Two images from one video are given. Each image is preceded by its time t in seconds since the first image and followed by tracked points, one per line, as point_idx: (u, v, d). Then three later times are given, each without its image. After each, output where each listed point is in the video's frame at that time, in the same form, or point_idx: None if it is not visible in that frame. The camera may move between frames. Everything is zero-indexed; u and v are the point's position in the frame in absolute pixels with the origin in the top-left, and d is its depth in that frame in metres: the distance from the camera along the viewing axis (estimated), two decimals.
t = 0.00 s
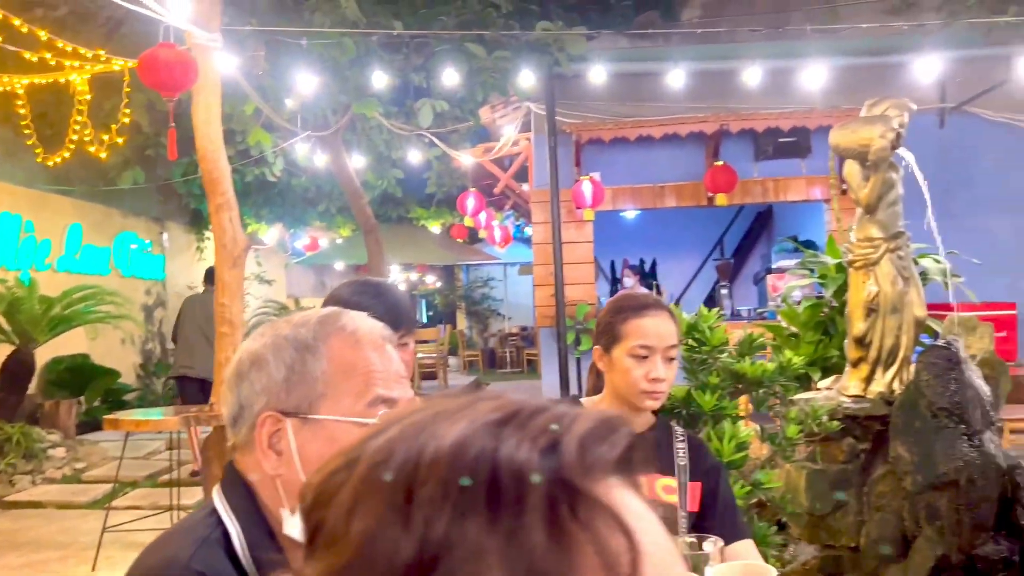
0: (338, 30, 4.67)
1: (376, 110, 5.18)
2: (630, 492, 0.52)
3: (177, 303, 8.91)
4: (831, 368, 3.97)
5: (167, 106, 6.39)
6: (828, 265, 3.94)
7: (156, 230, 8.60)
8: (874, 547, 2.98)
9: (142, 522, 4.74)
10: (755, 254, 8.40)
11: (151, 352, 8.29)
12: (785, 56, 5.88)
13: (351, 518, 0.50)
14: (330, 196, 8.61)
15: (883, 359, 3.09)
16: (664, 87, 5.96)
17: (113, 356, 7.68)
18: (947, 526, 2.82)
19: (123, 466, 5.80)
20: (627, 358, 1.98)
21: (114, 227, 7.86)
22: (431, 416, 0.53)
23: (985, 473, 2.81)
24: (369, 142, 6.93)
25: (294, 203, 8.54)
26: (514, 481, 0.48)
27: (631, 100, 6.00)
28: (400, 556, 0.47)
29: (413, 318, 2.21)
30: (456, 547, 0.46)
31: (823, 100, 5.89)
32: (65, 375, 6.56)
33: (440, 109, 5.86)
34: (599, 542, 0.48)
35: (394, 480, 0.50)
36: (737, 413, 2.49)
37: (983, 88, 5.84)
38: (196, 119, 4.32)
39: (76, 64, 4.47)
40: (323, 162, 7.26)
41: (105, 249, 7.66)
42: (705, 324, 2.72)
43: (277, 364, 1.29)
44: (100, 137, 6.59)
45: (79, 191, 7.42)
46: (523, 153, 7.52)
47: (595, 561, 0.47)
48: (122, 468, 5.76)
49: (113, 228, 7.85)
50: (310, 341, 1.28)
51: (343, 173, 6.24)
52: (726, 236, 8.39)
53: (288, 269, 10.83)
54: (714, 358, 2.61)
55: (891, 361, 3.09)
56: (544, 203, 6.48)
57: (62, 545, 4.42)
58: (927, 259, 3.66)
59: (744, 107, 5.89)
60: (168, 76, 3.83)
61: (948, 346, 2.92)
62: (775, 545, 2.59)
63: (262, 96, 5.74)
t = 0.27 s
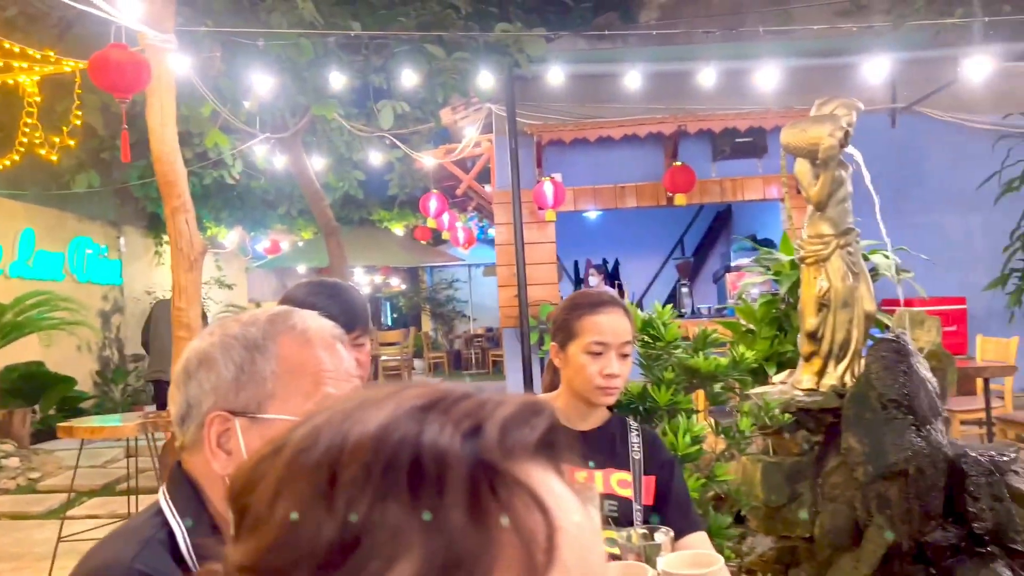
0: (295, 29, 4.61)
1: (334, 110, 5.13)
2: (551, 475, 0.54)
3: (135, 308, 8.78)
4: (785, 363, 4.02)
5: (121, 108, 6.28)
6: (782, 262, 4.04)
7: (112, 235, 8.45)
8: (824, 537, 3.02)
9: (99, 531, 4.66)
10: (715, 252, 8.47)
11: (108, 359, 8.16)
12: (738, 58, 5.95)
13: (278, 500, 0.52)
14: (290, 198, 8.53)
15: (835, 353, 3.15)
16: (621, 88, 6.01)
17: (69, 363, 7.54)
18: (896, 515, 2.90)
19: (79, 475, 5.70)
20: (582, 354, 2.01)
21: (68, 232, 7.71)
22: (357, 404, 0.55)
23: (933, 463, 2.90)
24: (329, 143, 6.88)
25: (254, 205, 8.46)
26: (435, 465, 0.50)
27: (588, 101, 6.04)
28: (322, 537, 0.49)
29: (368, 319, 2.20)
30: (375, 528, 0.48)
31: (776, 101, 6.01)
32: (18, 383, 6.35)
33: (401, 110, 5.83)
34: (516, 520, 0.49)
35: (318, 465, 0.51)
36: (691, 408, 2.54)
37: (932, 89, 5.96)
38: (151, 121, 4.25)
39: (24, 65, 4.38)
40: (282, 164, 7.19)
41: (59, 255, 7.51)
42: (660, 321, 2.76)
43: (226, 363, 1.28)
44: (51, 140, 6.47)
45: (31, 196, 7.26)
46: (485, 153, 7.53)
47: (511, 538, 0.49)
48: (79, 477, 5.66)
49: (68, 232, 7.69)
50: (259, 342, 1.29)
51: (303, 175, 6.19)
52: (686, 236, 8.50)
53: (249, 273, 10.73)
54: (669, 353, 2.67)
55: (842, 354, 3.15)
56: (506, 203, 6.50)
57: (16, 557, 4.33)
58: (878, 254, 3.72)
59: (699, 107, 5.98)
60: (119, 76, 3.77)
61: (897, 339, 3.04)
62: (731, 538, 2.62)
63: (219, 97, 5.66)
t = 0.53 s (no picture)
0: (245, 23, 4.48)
1: (287, 106, 5.04)
2: (457, 462, 0.55)
3: (87, 310, 8.58)
4: (739, 354, 4.09)
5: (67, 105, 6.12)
6: (734, 254, 4.10)
7: (62, 234, 8.24)
8: (775, 523, 3.10)
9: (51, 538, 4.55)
10: (673, 246, 8.53)
11: (60, 362, 7.96)
12: (691, 53, 6.06)
13: (185, 486, 0.51)
14: (245, 196, 8.41)
15: (784, 343, 3.20)
16: (576, 84, 6.04)
17: (18, 367, 7.34)
18: (844, 500, 2.98)
19: (29, 482, 5.56)
20: (528, 346, 2.02)
21: (15, 233, 7.49)
22: (268, 392, 0.54)
23: (879, 448, 2.95)
24: (284, 139, 6.77)
25: (209, 203, 8.33)
26: (338, 453, 0.50)
27: (543, 97, 6.05)
28: (227, 522, 0.49)
29: (316, 316, 2.19)
30: (278, 514, 0.48)
31: (728, 96, 6.13)
32: None
33: (357, 106, 5.75)
34: (418, 507, 0.50)
35: (222, 451, 0.51)
36: (641, 399, 2.59)
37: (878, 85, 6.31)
38: (98, 118, 4.15)
39: None
40: (236, 161, 7.08)
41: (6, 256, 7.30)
42: (610, 313, 2.78)
43: (169, 359, 1.25)
44: None
45: None
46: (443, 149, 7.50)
47: (411, 525, 0.50)
48: (29, 483, 5.52)
49: (15, 233, 7.48)
50: (202, 338, 1.28)
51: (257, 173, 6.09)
52: (644, 230, 8.58)
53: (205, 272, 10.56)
54: (620, 345, 2.70)
55: (791, 344, 3.20)
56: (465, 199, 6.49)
57: None
58: (827, 246, 3.78)
59: (652, 102, 6.05)
60: (62, 71, 3.67)
61: (842, 328, 3.10)
62: (682, 527, 2.68)
63: (168, 93, 5.53)
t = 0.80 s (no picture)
0: (191, 13, 4.37)
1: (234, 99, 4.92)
2: (353, 441, 0.57)
3: (32, 308, 8.34)
4: (689, 341, 4.16)
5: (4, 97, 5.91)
6: (683, 243, 4.16)
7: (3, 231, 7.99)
8: (722, 506, 3.17)
9: None
10: (628, 237, 8.60)
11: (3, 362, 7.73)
12: (638, 44, 6.05)
13: (74, 467, 0.49)
14: (195, 190, 8.25)
15: (730, 329, 3.27)
16: (526, 76, 6.09)
17: None
18: (788, 482, 3.03)
19: None
20: (466, 336, 2.02)
21: None
22: (163, 372, 0.53)
23: (821, 431, 2.99)
24: (233, 133, 6.63)
25: (156, 198, 8.15)
26: (234, 429, 0.49)
27: (493, 89, 6.08)
28: (118, 500, 0.47)
29: (258, 309, 2.15)
30: (170, 491, 0.47)
31: (679, 86, 6.30)
32: None
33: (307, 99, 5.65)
34: (315, 484, 0.51)
35: (113, 431, 0.49)
36: (588, 385, 2.63)
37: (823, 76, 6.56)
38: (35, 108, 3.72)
39: None
40: (184, 154, 6.93)
41: None
42: (557, 301, 2.78)
43: (96, 350, 1.23)
44: None
45: None
46: (396, 141, 7.46)
47: (308, 500, 0.50)
48: None
49: None
50: (131, 329, 1.26)
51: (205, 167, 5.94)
52: (600, 222, 8.63)
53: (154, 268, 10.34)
54: (567, 334, 2.72)
55: (736, 330, 3.26)
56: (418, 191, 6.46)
57: None
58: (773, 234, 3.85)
59: (604, 94, 6.16)
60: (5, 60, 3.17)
61: (786, 313, 3.14)
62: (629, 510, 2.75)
63: (110, 85, 5.37)
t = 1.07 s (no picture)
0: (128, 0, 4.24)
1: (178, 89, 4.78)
2: (238, 422, 0.58)
3: None
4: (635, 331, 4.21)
5: None
6: (629, 234, 4.22)
7: None
8: (666, 491, 3.24)
9: None
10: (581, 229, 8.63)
11: None
12: (583, 37, 6.14)
13: None
14: (139, 182, 8.06)
15: (673, 317, 3.35)
16: (475, 66, 6.07)
17: None
18: (730, 467, 3.09)
19: None
20: (398, 326, 1.98)
21: None
22: (42, 356, 0.53)
23: (760, 416, 3.06)
24: (177, 124, 6.47)
25: (99, 190, 7.94)
26: (113, 410, 0.49)
27: (442, 79, 6.03)
28: None
29: (193, 300, 2.12)
30: (46, 473, 0.47)
31: (626, 78, 6.35)
32: None
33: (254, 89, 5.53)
34: (196, 464, 0.52)
35: None
36: (532, 374, 2.66)
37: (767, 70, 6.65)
38: None
39: None
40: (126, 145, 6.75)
41: None
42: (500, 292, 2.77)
43: None
44: None
45: None
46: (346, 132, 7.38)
47: (190, 481, 0.51)
48: None
49: None
50: (35, 320, 1.23)
51: (148, 159, 5.79)
52: (553, 214, 8.66)
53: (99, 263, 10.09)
54: (511, 324, 2.73)
55: (679, 319, 3.34)
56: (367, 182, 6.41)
57: None
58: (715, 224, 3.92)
59: (552, 87, 6.18)
60: None
61: (727, 302, 3.16)
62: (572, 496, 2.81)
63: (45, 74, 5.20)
